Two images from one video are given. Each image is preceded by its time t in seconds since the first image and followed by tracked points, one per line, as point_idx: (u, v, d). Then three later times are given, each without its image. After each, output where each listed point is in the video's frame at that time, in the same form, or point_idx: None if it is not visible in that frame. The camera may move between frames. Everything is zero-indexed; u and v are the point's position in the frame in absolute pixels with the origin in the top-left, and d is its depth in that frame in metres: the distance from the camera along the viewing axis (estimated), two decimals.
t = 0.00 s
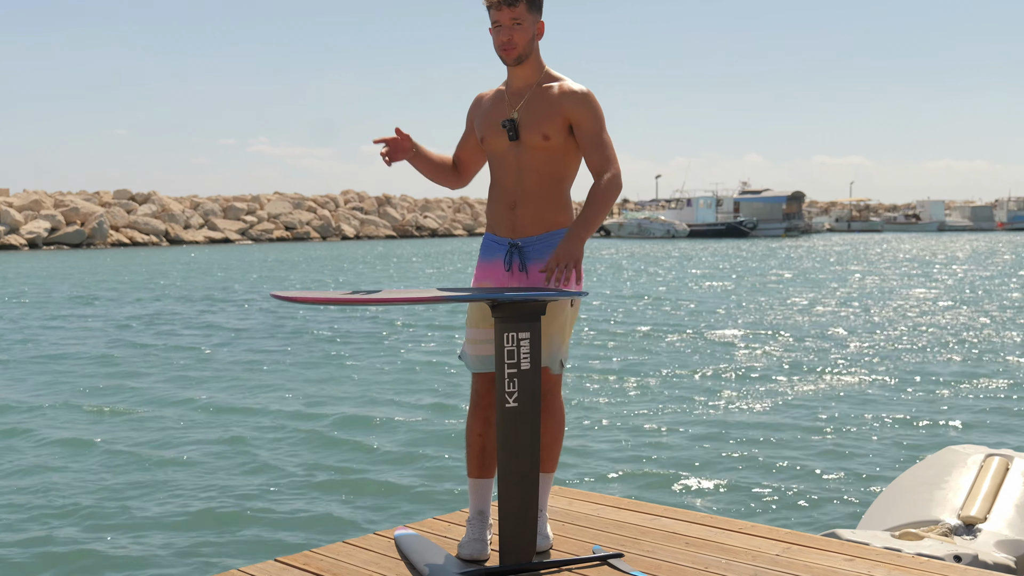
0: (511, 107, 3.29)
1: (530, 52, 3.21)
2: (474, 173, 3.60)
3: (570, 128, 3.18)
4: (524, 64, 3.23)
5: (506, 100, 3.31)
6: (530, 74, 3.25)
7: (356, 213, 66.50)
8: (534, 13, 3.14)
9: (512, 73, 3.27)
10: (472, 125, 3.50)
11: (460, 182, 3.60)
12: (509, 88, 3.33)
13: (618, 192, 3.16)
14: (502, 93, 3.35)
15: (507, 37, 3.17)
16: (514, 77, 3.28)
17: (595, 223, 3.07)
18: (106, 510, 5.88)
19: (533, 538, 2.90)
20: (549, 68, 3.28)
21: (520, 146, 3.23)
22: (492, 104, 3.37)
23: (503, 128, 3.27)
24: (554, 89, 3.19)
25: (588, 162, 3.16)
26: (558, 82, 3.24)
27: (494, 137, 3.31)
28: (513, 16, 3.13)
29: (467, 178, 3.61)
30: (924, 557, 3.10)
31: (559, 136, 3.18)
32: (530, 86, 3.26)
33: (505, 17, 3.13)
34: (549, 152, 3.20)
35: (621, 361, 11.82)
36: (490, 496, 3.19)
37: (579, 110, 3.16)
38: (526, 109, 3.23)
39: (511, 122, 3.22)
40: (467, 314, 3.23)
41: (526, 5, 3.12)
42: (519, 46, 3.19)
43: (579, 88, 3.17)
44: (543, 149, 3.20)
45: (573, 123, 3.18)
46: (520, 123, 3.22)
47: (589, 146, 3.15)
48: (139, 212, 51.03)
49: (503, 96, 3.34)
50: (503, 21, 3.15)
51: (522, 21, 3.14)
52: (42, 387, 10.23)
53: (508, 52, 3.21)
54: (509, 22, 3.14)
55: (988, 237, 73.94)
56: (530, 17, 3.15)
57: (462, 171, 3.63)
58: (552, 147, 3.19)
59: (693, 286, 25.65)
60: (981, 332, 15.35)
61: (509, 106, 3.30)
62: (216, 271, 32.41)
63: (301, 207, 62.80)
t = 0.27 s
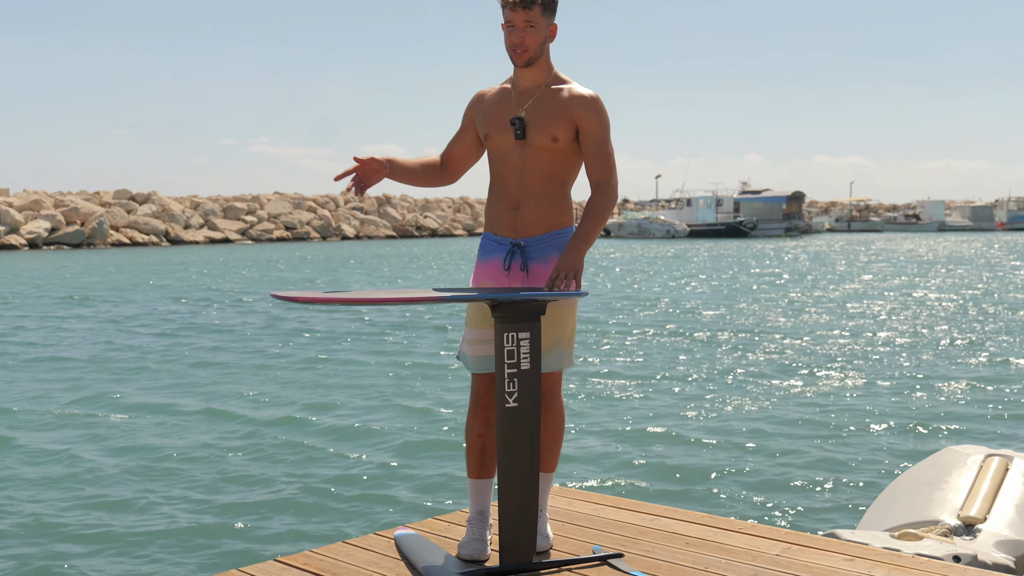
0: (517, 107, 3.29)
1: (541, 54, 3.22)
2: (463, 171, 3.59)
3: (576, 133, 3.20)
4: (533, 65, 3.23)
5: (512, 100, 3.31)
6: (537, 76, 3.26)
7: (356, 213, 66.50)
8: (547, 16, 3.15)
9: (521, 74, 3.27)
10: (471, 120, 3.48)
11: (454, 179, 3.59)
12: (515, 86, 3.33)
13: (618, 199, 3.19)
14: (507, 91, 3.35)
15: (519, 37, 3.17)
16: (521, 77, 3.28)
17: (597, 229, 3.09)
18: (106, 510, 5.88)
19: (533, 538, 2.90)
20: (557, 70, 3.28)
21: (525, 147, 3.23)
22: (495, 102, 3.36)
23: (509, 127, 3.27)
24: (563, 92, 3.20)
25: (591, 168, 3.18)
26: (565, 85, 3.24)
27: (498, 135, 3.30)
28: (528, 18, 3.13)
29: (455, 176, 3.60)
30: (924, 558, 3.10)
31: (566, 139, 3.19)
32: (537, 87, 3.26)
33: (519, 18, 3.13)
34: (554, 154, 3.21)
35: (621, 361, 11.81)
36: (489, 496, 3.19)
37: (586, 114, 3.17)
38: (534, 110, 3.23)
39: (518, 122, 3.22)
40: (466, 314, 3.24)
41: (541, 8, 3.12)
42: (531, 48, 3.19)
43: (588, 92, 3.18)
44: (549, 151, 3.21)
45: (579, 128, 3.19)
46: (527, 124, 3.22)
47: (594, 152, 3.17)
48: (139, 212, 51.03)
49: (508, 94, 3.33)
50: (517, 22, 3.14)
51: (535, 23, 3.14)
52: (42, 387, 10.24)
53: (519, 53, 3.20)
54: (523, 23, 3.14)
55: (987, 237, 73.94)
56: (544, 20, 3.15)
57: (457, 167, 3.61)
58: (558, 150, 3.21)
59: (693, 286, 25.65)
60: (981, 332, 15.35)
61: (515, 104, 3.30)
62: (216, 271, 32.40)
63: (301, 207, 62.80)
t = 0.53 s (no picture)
0: (518, 107, 3.29)
1: (543, 53, 3.22)
2: (464, 172, 3.60)
3: (578, 133, 3.20)
4: (535, 64, 3.24)
5: (513, 100, 3.31)
6: (539, 76, 3.26)
7: (356, 213, 66.51)
8: (549, 16, 3.15)
9: (522, 73, 3.27)
10: (472, 119, 3.48)
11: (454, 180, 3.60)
12: (516, 86, 3.33)
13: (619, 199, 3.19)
14: (507, 91, 3.35)
15: (521, 37, 3.17)
16: (523, 77, 3.28)
17: (597, 230, 3.09)
18: (106, 509, 5.89)
19: (533, 538, 2.90)
20: (558, 70, 3.29)
21: (526, 147, 3.23)
22: (496, 101, 3.36)
23: (510, 126, 3.27)
24: (564, 93, 3.20)
25: (592, 169, 3.18)
26: (567, 85, 3.25)
27: (499, 135, 3.31)
28: (530, 17, 3.13)
29: (456, 177, 3.60)
30: (923, 557, 3.11)
31: (567, 139, 3.20)
32: (539, 87, 3.26)
33: (522, 17, 3.13)
34: (556, 155, 3.21)
35: (621, 361, 11.82)
36: (490, 496, 3.20)
37: (588, 114, 3.17)
38: (535, 109, 3.23)
39: (521, 121, 3.22)
40: (467, 314, 3.24)
41: (543, 8, 3.12)
42: (532, 47, 3.20)
43: (589, 92, 3.18)
44: (552, 151, 3.21)
45: (581, 128, 3.19)
46: (528, 124, 3.22)
47: (595, 153, 3.18)
48: (139, 212, 51.03)
49: (508, 93, 3.33)
50: (519, 21, 3.15)
51: (537, 22, 3.15)
52: (42, 387, 10.24)
53: (521, 52, 3.20)
54: (525, 23, 3.15)
55: (987, 237, 73.92)
56: (545, 20, 3.15)
57: (457, 168, 3.61)
58: (560, 150, 3.21)
59: (693, 286, 25.64)
60: (981, 332, 15.34)
61: (517, 104, 3.29)
62: (216, 271, 32.40)
63: (301, 207, 62.82)
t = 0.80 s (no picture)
0: (517, 107, 3.29)
1: (541, 53, 3.22)
2: (464, 172, 3.59)
3: (576, 132, 3.20)
4: (533, 65, 3.23)
5: (512, 100, 3.31)
6: (537, 76, 3.26)
7: (356, 213, 66.51)
8: (546, 16, 3.15)
9: (520, 74, 3.27)
10: (471, 120, 3.48)
11: (455, 180, 3.60)
12: (514, 86, 3.33)
13: (618, 198, 3.19)
14: (506, 91, 3.34)
15: (519, 37, 3.17)
16: (521, 77, 3.28)
17: (596, 230, 3.09)
18: (106, 510, 5.89)
19: (533, 538, 2.90)
20: (556, 70, 3.29)
21: (525, 146, 3.23)
22: (494, 101, 3.36)
23: (509, 127, 3.27)
24: (563, 92, 3.20)
25: (591, 168, 3.19)
26: (565, 84, 3.25)
27: (498, 136, 3.30)
28: (527, 18, 3.13)
29: (456, 177, 3.60)
30: (922, 557, 3.11)
31: (566, 139, 3.20)
32: (537, 87, 3.26)
33: (519, 18, 3.13)
34: (555, 154, 3.21)
35: (621, 361, 11.81)
36: (490, 496, 3.20)
37: (586, 114, 3.17)
38: (534, 110, 3.23)
39: (519, 122, 3.22)
40: (466, 314, 3.24)
41: (540, 8, 3.12)
42: (530, 48, 3.19)
43: (588, 92, 3.18)
44: (550, 151, 3.21)
45: (579, 127, 3.19)
46: (527, 124, 3.22)
47: (593, 153, 3.18)
48: (139, 212, 51.06)
49: (507, 94, 3.33)
50: (516, 22, 3.14)
51: (535, 23, 3.14)
52: (42, 387, 10.24)
53: (519, 52, 3.20)
54: (522, 23, 3.14)
55: (987, 237, 73.92)
56: (543, 20, 3.15)
57: (457, 169, 3.61)
58: (559, 150, 3.21)
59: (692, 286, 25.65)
60: (981, 332, 15.34)
61: (515, 104, 3.29)
62: (216, 271, 32.40)
63: (301, 207, 62.83)
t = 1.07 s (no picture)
0: (515, 108, 3.29)
1: (537, 54, 3.23)
2: (464, 174, 3.60)
3: (575, 132, 3.21)
4: (530, 66, 3.25)
5: (510, 101, 3.31)
6: (535, 76, 3.27)
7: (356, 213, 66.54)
8: (541, 16, 3.15)
9: (518, 75, 3.28)
10: (470, 122, 3.49)
11: (456, 182, 3.60)
12: (512, 87, 3.34)
13: (618, 197, 3.19)
14: (504, 92, 3.35)
15: (514, 39, 3.18)
16: (519, 78, 3.29)
17: (596, 230, 3.10)
18: (107, 508, 5.90)
19: (533, 538, 2.91)
20: (554, 70, 3.30)
21: (523, 147, 3.24)
22: (493, 102, 3.37)
23: (507, 128, 3.27)
24: (560, 92, 3.21)
25: (590, 167, 3.19)
26: (562, 84, 3.25)
27: (496, 136, 3.31)
28: (522, 19, 3.13)
29: (457, 179, 3.60)
30: (921, 557, 3.11)
31: (564, 139, 3.20)
32: (535, 87, 3.27)
33: (513, 20, 3.14)
34: (554, 154, 3.21)
35: (621, 361, 11.82)
36: (490, 496, 3.20)
37: (584, 113, 3.18)
38: (531, 110, 3.24)
39: (517, 122, 3.22)
40: (466, 314, 3.24)
41: (535, 8, 3.12)
42: (526, 49, 3.20)
43: (585, 90, 3.18)
44: (549, 151, 3.21)
45: (577, 127, 3.19)
46: (525, 124, 3.22)
47: (592, 152, 3.18)
48: (139, 212, 51.10)
49: (505, 95, 3.33)
50: (511, 23, 3.15)
51: (530, 24, 3.15)
52: (42, 387, 10.26)
53: (515, 54, 3.20)
54: (518, 25, 3.15)
55: (987, 237, 73.94)
56: (538, 21, 3.15)
57: (460, 171, 3.62)
58: (557, 150, 3.21)
59: (692, 286, 25.67)
60: (980, 332, 15.35)
61: (513, 105, 3.30)
62: (216, 271, 32.42)
63: (301, 207, 62.87)
